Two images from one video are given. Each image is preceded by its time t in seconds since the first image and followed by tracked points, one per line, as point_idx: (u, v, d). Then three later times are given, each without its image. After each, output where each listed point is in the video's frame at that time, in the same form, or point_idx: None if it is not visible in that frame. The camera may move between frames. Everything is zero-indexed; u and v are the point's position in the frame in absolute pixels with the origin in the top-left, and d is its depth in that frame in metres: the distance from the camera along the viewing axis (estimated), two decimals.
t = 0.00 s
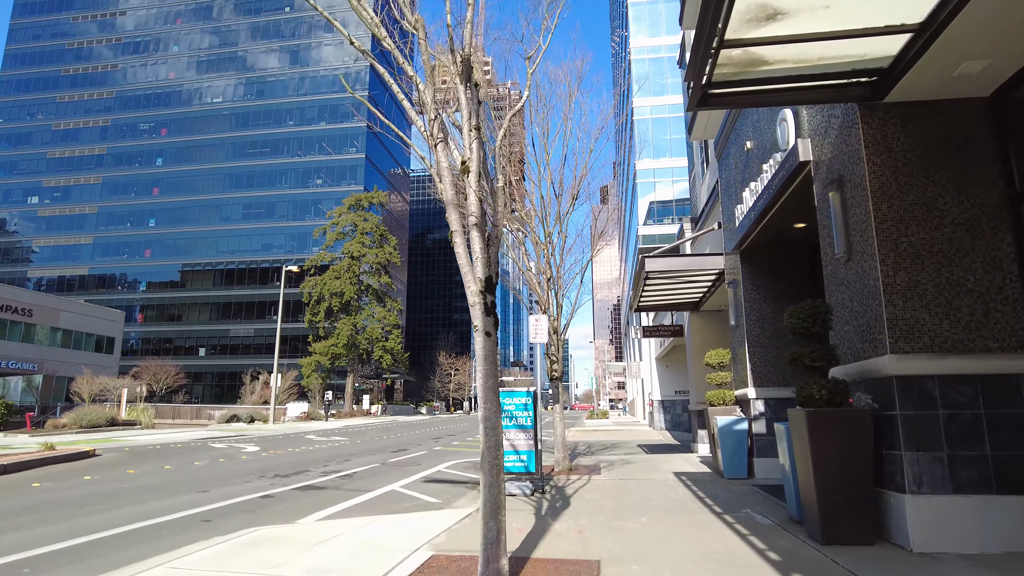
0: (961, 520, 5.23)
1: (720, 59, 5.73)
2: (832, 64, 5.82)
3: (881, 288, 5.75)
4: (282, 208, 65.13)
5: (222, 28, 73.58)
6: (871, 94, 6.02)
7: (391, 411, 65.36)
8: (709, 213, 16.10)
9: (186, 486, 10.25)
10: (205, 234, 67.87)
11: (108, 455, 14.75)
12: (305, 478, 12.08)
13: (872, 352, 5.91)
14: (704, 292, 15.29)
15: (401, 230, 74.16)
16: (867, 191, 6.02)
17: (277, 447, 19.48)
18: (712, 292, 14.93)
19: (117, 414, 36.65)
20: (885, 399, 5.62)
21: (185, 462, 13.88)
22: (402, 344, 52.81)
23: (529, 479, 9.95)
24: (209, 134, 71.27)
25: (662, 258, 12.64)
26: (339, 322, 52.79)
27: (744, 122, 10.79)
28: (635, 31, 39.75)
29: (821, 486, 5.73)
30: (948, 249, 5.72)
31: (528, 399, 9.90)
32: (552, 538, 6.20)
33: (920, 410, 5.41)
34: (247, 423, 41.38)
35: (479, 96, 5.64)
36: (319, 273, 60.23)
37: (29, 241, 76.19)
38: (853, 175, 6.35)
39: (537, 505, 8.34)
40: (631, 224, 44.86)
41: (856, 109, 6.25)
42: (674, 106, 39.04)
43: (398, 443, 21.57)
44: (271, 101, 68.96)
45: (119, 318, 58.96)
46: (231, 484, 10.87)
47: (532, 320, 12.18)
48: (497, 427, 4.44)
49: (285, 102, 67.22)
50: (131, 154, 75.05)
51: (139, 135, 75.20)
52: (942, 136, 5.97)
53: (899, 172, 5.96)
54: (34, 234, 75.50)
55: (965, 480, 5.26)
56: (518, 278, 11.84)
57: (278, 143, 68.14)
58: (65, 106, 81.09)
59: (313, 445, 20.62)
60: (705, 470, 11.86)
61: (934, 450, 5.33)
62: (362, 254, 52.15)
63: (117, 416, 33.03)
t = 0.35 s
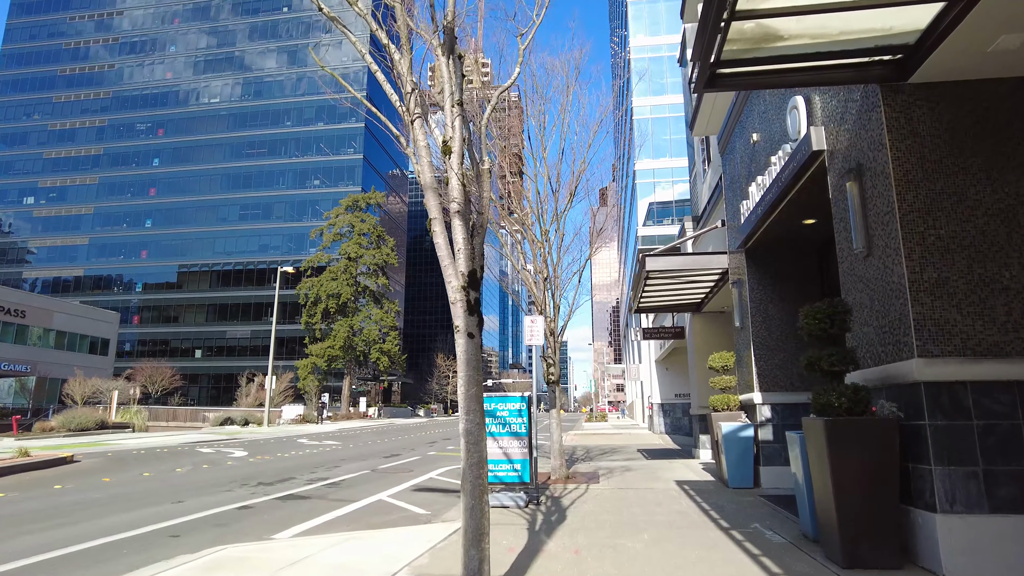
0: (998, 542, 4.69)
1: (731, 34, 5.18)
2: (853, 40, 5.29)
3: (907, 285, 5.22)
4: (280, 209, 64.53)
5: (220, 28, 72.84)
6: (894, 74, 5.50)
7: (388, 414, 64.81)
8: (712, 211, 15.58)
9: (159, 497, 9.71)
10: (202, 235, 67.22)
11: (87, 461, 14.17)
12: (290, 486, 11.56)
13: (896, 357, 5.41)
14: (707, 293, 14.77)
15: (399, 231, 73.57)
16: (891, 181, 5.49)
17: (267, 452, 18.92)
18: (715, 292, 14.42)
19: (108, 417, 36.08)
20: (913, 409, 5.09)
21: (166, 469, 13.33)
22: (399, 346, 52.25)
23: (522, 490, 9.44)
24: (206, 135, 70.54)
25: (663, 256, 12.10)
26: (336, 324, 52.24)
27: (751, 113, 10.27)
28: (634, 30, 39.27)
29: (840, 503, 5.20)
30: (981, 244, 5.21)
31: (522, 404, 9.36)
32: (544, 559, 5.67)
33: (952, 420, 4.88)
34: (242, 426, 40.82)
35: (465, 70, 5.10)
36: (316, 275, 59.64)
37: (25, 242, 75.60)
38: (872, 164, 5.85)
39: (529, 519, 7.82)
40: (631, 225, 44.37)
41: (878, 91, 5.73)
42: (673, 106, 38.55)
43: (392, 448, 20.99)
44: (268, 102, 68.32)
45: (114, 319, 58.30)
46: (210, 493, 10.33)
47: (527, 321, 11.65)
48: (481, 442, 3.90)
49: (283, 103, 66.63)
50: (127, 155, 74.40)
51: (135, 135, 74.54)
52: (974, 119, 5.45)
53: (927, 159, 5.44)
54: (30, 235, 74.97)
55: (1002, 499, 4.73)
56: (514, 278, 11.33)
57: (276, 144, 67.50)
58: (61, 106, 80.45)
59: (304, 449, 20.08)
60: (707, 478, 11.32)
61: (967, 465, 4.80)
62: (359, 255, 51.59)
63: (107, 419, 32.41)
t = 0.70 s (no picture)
0: None
1: None
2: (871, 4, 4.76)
3: (935, 274, 4.68)
4: (273, 214, 63.81)
5: (215, 32, 72.01)
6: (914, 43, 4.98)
7: (382, 420, 64.02)
8: (711, 208, 15.06)
9: (123, 508, 9.07)
10: (194, 241, 66.36)
11: (58, 469, 13.52)
12: (268, 497, 10.96)
13: (920, 355, 4.87)
14: (706, 294, 14.24)
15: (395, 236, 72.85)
16: (913, 161, 4.97)
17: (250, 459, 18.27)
18: (715, 292, 13.89)
19: (94, 423, 35.28)
20: (942, 412, 4.53)
21: (140, 477, 12.72)
22: (393, 352, 51.56)
23: (511, 500, 8.85)
24: (199, 139, 69.75)
25: (662, 254, 11.56)
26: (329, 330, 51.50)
27: (753, 102, 9.76)
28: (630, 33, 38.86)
29: (859, 514, 4.65)
30: (1017, 229, 4.67)
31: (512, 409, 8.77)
32: None
33: (987, 426, 4.31)
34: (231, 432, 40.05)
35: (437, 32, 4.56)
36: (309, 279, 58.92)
37: (15, 247, 74.74)
38: (892, 144, 5.32)
39: (518, 534, 7.25)
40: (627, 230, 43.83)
41: (897, 62, 5.19)
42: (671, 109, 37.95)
43: (381, 455, 20.33)
44: (262, 106, 67.65)
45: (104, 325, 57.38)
46: (182, 503, 9.74)
47: (518, 321, 11.09)
48: (452, 449, 3.37)
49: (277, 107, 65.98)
50: (120, 159, 73.55)
51: (128, 139, 73.73)
52: (1005, 91, 4.93)
53: (953, 134, 4.91)
54: (20, 239, 73.80)
55: None
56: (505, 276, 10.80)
57: (269, 148, 66.78)
58: (53, 110, 79.68)
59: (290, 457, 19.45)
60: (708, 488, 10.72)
61: (1006, 477, 4.23)
62: (353, 260, 50.90)
63: (90, 427, 31.60)
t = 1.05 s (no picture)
0: None
1: None
2: None
3: (979, 255, 4.13)
4: (271, 215, 63.20)
5: (213, 32, 71.47)
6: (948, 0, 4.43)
7: (380, 423, 63.39)
8: (714, 202, 14.60)
9: (89, 516, 8.49)
10: (191, 242, 65.64)
11: (34, 473, 12.96)
12: (251, 502, 10.41)
13: (962, 347, 4.33)
14: (710, 290, 13.74)
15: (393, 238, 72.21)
16: (952, 131, 4.41)
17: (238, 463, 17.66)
18: (719, 288, 13.33)
19: (86, 426, 34.65)
20: (990, 411, 3.97)
21: (119, 481, 12.16)
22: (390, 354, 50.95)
23: (505, 507, 8.31)
24: (197, 140, 69.16)
25: (665, 248, 11.02)
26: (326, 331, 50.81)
27: (763, 85, 9.25)
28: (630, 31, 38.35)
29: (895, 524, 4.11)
30: None
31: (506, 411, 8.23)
32: None
33: None
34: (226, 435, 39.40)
35: None
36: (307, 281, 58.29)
37: (11, 248, 74.08)
38: (926, 114, 4.78)
39: (512, 544, 6.70)
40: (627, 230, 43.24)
41: (932, 22, 4.63)
42: (671, 107, 37.43)
43: (375, 459, 19.74)
44: (260, 106, 67.05)
45: (99, 326, 56.73)
46: (157, 510, 9.18)
47: (514, 318, 10.53)
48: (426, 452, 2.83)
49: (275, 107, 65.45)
50: (117, 160, 72.87)
51: (125, 139, 73.06)
52: None
53: (997, 99, 4.35)
54: (16, 240, 73.10)
55: None
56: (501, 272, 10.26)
57: (267, 148, 66.18)
58: (50, 110, 79.09)
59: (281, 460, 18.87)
60: (714, 493, 10.16)
61: None
62: (350, 261, 50.12)
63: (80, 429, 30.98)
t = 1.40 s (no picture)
0: None
1: None
2: None
3: None
4: (268, 219, 62.58)
5: (211, 36, 71.06)
6: None
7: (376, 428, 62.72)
8: (716, 202, 14.11)
9: (49, 532, 7.92)
10: (186, 246, 64.80)
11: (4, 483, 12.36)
12: (228, 515, 9.82)
13: (1008, 350, 3.81)
14: (713, 293, 13.23)
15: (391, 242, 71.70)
16: (1000, 108, 3.87)
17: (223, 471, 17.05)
18: (723, 291, 12.84)
19: (76, 432, 33.96)
20: None
21: (91, 492, 11.56)
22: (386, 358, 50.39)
23: (496, 523, 7.76)
24: (193, 143, 68.61)
25: (667, 249, 10.49)
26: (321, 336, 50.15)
27: (770, 74, 8.75)
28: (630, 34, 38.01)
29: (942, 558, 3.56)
30: None
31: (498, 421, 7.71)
32: None
33: None
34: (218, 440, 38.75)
35: None
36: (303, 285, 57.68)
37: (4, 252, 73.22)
38: (962, 91, 4.27)
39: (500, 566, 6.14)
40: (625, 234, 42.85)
41: None
42: (670, 111, 37.06)
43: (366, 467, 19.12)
44: (257, 109, 66.57)
45: (92, 330, 56.01)
46: (123, 525, 8.59)
47: (508, 321, 9.98)
48: (379, 481, 2.64)
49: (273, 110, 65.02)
50: (113, 163, 72.06)
51: (122, 143, 72.27)
52: None
53: None
54: (10, 244, 72.33)
55: None
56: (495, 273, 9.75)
57: (264, 152, 65.66)
58: (46, 114, 78.48)
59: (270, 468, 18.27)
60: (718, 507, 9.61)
61: None
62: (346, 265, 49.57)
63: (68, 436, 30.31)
